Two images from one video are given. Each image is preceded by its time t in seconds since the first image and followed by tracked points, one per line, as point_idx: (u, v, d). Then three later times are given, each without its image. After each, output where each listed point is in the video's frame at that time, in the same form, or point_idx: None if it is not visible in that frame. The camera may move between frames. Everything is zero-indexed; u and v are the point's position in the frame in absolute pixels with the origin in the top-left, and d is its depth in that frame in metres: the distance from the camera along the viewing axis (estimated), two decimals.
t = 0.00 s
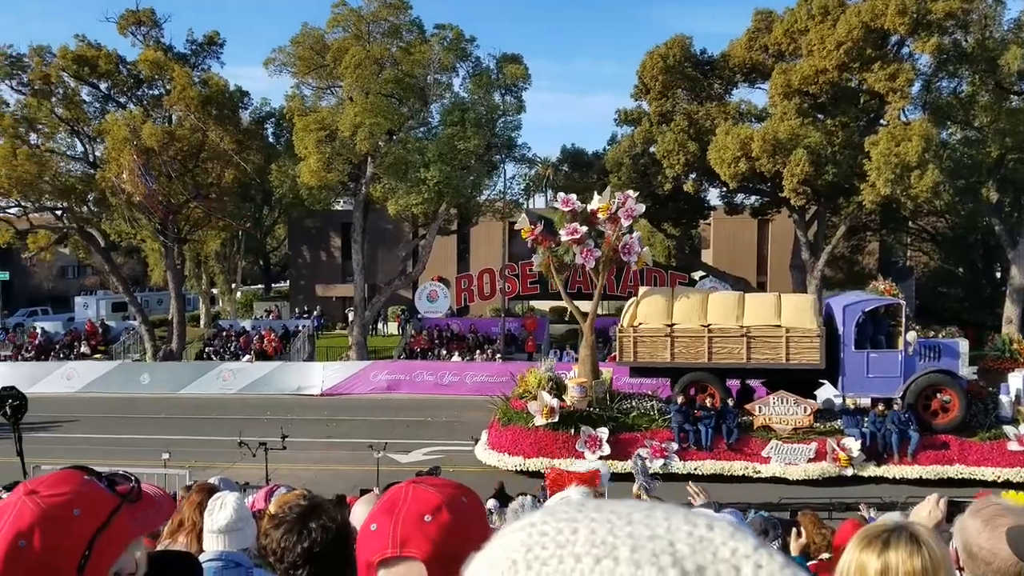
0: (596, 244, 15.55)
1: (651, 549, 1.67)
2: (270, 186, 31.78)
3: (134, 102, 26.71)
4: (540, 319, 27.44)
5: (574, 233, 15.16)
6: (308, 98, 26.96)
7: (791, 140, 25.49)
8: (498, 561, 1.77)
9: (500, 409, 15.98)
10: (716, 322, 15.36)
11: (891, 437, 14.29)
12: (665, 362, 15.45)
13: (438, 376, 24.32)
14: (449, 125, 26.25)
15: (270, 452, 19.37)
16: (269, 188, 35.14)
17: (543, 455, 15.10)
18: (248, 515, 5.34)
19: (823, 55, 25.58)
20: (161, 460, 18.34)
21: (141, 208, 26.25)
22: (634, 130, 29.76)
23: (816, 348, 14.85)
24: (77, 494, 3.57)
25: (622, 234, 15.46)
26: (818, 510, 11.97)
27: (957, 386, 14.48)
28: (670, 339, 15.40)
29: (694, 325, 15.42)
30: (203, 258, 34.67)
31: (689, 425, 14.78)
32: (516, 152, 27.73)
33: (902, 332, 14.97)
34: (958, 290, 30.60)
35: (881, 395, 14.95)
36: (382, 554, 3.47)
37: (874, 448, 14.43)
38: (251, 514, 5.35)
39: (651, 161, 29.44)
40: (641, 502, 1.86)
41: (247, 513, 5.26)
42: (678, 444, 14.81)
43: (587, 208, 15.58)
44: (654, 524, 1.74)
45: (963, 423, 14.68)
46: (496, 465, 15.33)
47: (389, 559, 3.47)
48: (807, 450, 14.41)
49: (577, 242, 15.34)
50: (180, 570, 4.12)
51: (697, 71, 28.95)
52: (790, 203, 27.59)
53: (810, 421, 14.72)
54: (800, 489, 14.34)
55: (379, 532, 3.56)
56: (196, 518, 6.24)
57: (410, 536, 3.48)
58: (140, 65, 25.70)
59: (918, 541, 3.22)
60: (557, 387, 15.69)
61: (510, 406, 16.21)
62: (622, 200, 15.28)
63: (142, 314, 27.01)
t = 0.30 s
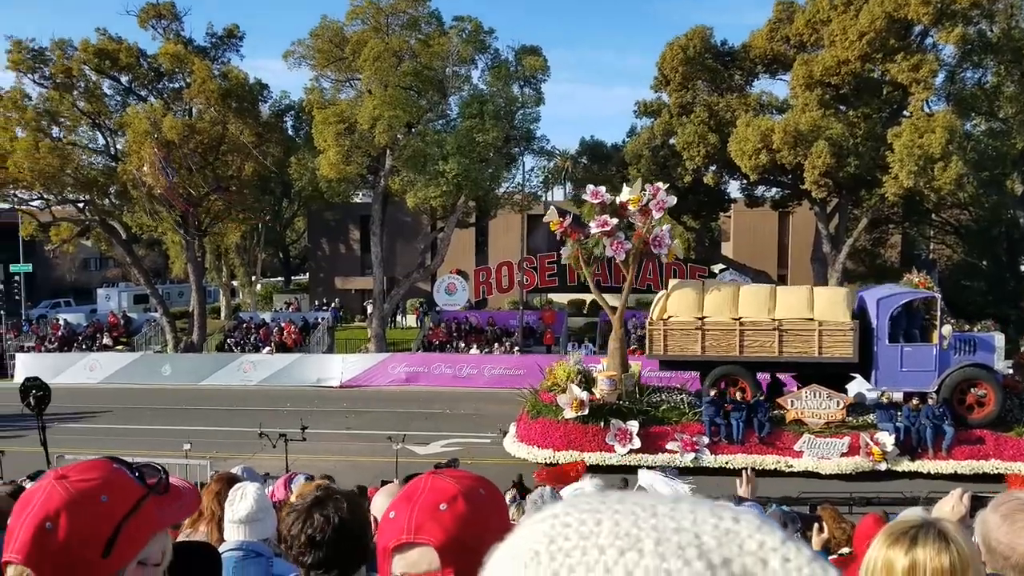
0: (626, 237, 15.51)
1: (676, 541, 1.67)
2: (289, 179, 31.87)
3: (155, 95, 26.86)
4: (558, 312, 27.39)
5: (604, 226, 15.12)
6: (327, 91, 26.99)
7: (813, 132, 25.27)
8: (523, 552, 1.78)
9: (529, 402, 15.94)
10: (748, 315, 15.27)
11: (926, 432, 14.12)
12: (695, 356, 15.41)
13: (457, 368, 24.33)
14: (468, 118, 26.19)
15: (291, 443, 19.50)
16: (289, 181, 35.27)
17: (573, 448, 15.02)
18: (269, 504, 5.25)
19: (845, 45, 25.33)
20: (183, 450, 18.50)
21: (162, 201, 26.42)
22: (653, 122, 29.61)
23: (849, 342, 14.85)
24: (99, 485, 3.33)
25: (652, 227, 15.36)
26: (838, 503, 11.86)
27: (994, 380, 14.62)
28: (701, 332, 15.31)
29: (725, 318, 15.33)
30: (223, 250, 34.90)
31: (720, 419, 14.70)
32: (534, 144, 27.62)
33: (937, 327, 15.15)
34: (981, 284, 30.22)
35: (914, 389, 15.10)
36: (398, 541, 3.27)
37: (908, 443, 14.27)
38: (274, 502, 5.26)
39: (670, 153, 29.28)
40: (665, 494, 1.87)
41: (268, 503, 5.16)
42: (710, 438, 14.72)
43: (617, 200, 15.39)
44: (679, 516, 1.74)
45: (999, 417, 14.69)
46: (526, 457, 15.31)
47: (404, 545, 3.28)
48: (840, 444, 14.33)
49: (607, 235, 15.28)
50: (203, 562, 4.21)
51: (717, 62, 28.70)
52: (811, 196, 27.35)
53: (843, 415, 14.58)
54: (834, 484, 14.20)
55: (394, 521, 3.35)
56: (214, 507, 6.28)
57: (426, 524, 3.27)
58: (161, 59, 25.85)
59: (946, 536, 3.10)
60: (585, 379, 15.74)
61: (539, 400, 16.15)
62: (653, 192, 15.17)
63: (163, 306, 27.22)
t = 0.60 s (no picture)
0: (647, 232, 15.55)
1: (689, 536, 1.59)
2: (300, 174, 31.82)
3: (165, 90, 26.85)
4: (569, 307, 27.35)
5: (626, 222, 15.22)
6: (337, 87, 26.99)
7: (823, 128, 25.35)
8: (535, 547, 1.70)
9: (552, 398, 16.11)
10: (770, 311, 15.48)
11: (950, 428, 14.22)
12: (718, 351, 15.55)
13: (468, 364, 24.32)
14: (478, 114, 26.17)
15: (301, 439, 19.52)
16: (299, 176, 35.27)
17: (595, 444, 15.18)
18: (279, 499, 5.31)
19: (855, 42, 25.37)
20: (194, 446, 18.53)
21: (172, 196, 26.44)
22: (664, 118, 29.67)
23: (871, 337, 14.97)
24: (113, 479, 3.17)
25: (673, 222, 15.48)
26: (847, 499, 11.88)
27: (1017, 375, 14.77)
28: (723, 327, 15.49)
29: (747, 313, 15.51)
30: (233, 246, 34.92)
31: (743, 415, 14.81)
32: (545, 140, 27.62)
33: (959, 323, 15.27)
34: (991, 280, 30.24)
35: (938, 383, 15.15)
36: (415, 541, 3.12)
37: (931, 439, 14.36)
38: (283, 499, 5.30)
39: (681, 149, 29.34)
40: (677, 489, 1.79)
41: (279, 498, 5.22)
42: (732, 434, 14.85)
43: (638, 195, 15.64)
44: (692, 510, 1.67)
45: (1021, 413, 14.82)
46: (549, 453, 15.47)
47: (422, 545, 3.12)
48: (863, 440, 14.46)
49: (629, 230, 15.38)
50: (214, 557, 4.20)
51: (728, 58, 28.74)
52: (821, 192, 27.42)
53: (866, 411, 14.75)
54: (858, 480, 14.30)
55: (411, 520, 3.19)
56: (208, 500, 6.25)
57: (446, 523, 3.12)
58: (171, 54, 25.85)
59: (964, 527, 3.05)
60: (608, 375, 15.76)
61: (561, 395, 16.31)
62: (674, 188, 15.34)
63: (174, 302, 27.18)
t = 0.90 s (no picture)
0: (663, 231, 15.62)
1: (694, 532, 1.55)
2: (305, 171, 31.83)
3: (170, 87, 26.89)
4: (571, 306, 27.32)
5: (641, 221, 15.25)
6: (342, 84, 26.99)
7: (828, 129, 25.30)
8: (539, 542, 1.68)
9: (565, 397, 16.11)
10: (785, 312, 15.43)
11: (965, 430, 14.29)
12: (732, 352, 15.51)
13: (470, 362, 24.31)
14: (483, 111, 26.16)
15: (303, 435, 19.55)
16: (304, 173, 35.29)
17: (609, 443, 15.23)
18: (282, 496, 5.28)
19: (861, 42, 25.29)
20: (196, 442, 18.58)
21: (177, 192, 26.47)
22: (668, 117, 29.61)
23: (887, 338, 14.92)
24: (117, 477, 3.12)
25: (689, 221, 15.53)
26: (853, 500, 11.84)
27: None
28: (738, 327, 15.43)
29: (762, 313, 15.49)
30: (237, 242, 34.97)
31: (757, 415, 14.94)
32: (550, 139, 27.60)
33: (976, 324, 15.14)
34: (997, 282, 30.09)
35: (953, 385, 15.13)
36: (445, 543, 3.09)
37: (946, 441, 14.43)
38: (285, 495, 5.31)
39: (686, 149, 29.29)
40: (682, 484, 1.74)
41: (280, 495, 5.20)
42: (747, 434, 14.93)
43: (653, 194, 15.59)
44: (696, 505, 1.62)
45: None
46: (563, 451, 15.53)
47: (452, 548, 3.10)
48: (878, 441, 14.48)
49: (644, 229, 15.39)
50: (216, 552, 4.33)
51: (734, 58, 28.70)
52: (825, 192, 27.34)
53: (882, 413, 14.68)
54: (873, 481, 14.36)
55: (437, 520, 3.16)
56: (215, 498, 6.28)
57: (477, 524, 3.14)
58: (176, 50, 25.89)
59: (968, 531, 3.06)
60: (620, 373, 15.79)
61: (573, 394, 16.32)
62: (690, 187, 15.21)
63: (178, 298, 27.25)
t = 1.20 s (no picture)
0: (685, 228, 15.39)
1: (713, 530, 1.51)
2: (315, 168, 31.97)
3: (185, 84, 27.15)
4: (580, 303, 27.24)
5: (664, 218, 15.06)
6: (354, 81, 27.08)
7: (844, 126, 24.94)
8: (555, 538, 1.66)
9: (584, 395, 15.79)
10: (810, 311, 15.34)
11: (994, 434, 13.91)
12: (756, 351, 15.42)
13: (477, 359, 24.32)
14: (494, 108, 26.13)
15: (313, 430, 19.69)
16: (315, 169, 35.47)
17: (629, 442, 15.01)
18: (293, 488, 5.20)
19: (878, 38, 24.89)
20: (207, 435, 18.76)
21: (190, 187, 26.72)
22: (680, 114, 29.35)
23: (914, 338, 14.79)
24: (132, 468, 3.14)
25: (712, 219, 15.26)
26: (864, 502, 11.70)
27: None
28: (763, 327, 15.33)
29: (787, 313, 15.40)
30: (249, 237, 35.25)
31: (781, 416, 14.61)
32: (560, 136, 27.53)
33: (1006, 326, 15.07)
34: (1013, 283, 29.55)
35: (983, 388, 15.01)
36: (480, 540, 3.14)
37: (974, 444, 14.03)
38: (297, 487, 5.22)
39: (698, 146, 29.03)
40: (701, 482, 1.70)
41: (291, 488, 5.12)
42: (770, 435, 14.65)
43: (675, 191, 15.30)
44: (716, 504, 1.58)
45: None
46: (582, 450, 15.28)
47: (486, 544, 3.14)
48: (905, 444, 14.15)
49: (666, 227, 15.23)
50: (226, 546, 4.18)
51: (747, 54, 28.44)
52: (840, 190, 26.95)
53: (908, 415, 14.45)
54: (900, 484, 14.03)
55: (468, 516, 3.21)
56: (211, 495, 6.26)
57: (507, 521, 3.22)
58: (191, 48, 26.13)
59: (990, 536, 2.95)
60: (641, 373, 15.66)
61: (593, 393, 15.98)
62: (715, 184, 14.93)
63: (191, 293, 27.52)
